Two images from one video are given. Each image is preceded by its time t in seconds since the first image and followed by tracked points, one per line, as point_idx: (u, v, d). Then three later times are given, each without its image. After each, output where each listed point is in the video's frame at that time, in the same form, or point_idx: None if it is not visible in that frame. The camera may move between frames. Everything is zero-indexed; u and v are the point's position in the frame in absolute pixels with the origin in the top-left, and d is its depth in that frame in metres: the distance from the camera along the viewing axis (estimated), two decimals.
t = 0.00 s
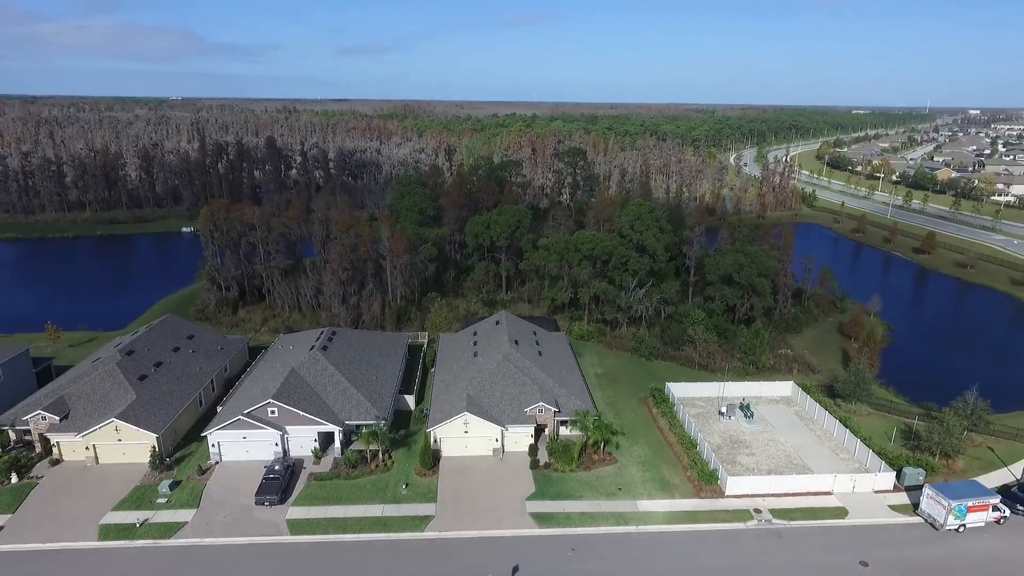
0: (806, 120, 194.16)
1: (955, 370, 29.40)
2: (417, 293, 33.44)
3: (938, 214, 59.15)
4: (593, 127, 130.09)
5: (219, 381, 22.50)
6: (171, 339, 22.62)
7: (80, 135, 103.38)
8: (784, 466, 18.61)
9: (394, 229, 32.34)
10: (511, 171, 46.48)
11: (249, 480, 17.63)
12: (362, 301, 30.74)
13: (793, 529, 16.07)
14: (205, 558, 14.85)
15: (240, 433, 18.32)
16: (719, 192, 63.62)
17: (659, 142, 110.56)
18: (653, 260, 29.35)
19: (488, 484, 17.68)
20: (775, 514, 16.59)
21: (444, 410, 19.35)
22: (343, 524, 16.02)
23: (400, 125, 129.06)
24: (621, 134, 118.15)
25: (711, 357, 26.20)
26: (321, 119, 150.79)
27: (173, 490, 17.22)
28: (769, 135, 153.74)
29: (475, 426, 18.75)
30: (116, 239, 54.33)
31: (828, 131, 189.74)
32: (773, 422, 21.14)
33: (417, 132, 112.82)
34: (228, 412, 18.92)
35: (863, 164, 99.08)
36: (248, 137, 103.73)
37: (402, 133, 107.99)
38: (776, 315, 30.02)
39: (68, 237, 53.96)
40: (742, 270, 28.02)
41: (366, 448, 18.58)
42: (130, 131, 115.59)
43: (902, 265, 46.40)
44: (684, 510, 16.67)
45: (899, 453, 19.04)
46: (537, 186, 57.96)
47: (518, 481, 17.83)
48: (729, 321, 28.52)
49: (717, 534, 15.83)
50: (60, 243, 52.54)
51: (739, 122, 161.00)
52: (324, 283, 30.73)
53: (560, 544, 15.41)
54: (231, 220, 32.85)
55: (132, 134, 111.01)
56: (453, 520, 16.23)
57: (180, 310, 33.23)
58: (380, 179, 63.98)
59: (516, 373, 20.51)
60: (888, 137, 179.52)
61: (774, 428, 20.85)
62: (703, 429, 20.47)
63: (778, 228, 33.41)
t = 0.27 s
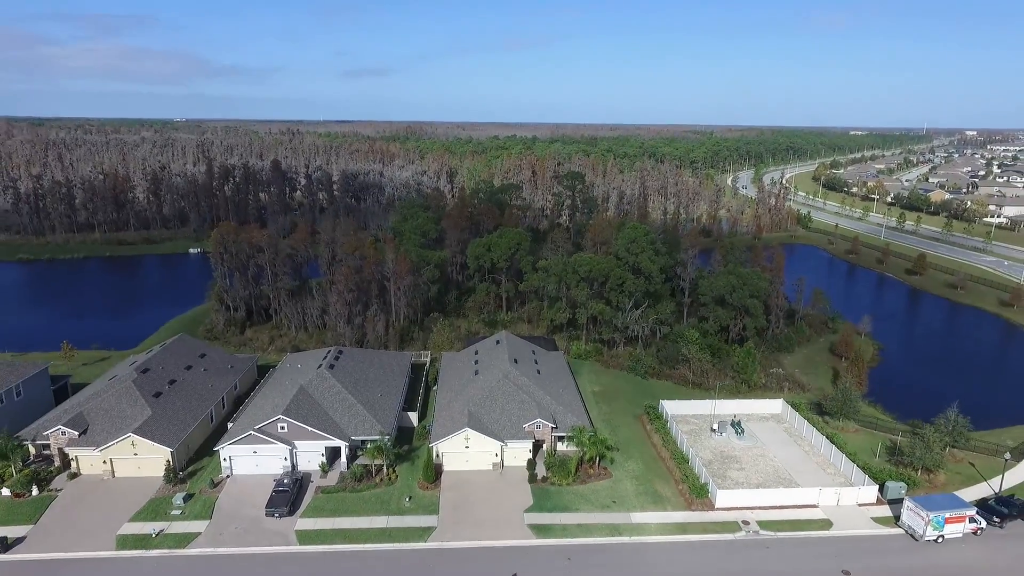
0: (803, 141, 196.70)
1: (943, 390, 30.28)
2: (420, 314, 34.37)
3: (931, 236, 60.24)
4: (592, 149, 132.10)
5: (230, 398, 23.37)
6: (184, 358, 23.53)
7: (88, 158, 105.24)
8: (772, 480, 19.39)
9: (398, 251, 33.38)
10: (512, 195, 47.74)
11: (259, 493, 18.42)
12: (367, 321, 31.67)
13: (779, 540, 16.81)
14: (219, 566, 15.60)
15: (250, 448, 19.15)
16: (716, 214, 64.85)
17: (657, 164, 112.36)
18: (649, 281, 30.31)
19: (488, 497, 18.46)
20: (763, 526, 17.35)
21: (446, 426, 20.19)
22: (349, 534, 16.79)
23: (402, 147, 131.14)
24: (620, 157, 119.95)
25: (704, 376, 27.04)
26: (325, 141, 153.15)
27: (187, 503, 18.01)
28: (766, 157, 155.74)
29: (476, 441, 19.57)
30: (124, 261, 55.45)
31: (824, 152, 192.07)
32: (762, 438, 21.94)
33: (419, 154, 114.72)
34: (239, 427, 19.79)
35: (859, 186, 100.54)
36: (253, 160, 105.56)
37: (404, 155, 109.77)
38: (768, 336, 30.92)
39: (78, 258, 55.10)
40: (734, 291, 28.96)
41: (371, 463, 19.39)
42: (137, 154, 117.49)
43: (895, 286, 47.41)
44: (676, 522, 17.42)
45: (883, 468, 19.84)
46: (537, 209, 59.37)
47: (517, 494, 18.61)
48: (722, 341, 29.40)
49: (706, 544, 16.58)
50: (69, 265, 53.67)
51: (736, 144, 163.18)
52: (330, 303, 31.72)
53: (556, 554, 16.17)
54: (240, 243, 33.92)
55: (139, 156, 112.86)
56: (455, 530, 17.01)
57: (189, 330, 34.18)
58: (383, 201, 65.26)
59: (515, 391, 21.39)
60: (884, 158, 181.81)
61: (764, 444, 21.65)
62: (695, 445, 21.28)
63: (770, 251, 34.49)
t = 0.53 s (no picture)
0: (800, 163, 199.00)
1: (931, 409, 31.08)
2: (422, 334, 35.26)
3: (924, 257, 61.31)
4: (591, 171, 133.82)
5: (238, 416, 24.19)
6: (194, 377, 24.40)
7: (94, 180, 106.93)
8: (761, 495, 20.14)
9: (401, 273, 34.38)
10: (511, 218, 48.91)
11: (268, 507, 19.19)
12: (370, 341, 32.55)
13: (767, 552, 17.54)
14: None
15: (260, 464, 19.95)
16: (712, 236, 66.00)
17: (655, 186, 114.00)
18: (644, 303, 31.25)
19: (488, 511, 19.21)
20: (751, 538, 18.08)
21: (448, 442, 21.00)
22: (354, 546, 17.53)
23: (403, 168, 133.02)
24: (619, 178, 121.66)
25: (698, 395, 27.85)
26: (327, 163, 155.13)
27: (199, 516, 18.77)
28: (763, 178, 157.66)
29: (476, 457, 20.38)
30: (131, 282, 56.49)
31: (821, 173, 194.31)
32: (753, 455, 22.71)
33: (421, 176, 116.45)
34: (249, 444, 20.61)
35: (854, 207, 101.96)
36: (257, 182, 107.28)
37: (406, 177, 111.43)
38: (760, 356, 31.75)
39: (85, 279, 56.14)
40: (727, 313, 29.89)
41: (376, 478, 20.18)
42: (142, 175, 119.17)
43: (887, 307, 48.35)
44: (667, 535, 18.16)
45: (868, 483, 20.62)
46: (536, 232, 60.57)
47: (516, 509, 19.37)
48: (716, 360, 30.26)
49: (697, 555, 17.30)
50: (78, 286, 54.70)
51: (733, 165, 165.34)
52: (334, 324, 32.64)
53: (553, 564, 16.89)
54: (248, 265, 34.93)
55: (145, 178, 114.59)
56: (455, 542, 17.76)
57: (196, 350, 35.06)
58: (385, 223, 66.46)
59: (514, 408, 22.24)
60: (880, 179, 183.93)
61: (754, 460, 22.42)
62: (688, 461, 22.06)
63: (762, 273, 35.51)
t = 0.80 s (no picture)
0: (797, 184, 201.21)
1: (920, 428, 31.82)
2: (423, 354, 36.10)
3: (917, 278, 62.32)
4: (590, 193, 135.50)
5: (246, 434, 25.03)
6: (204, 396, 25.26)
7: (101, 202, 108.46)
8: (751, 511, 20.90)
9: (403, 295, 35.31)
10: (511, 241, 50.06)
11: (275, 522, 19.93)
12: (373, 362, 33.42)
13: (756, 565, 18.25)
14: None
15: (268, 480, 20.74)
16: (709, 258, 67.08)
17: (653, 208, 115.59)
18: (640, 324, 32.15)
19: (487, 526, 19.95)
20: (740, 552, 18.81)
21: (449, 459, 21.80)
22: (359, 559, 18.28)
23: (405, 190, 134.77)
24: (618, 200, 123.20)
25: (692, 414, 28.65)
26: (330, 184, 157.07)
27: (209, 530, 19.54)
28: (760, 199, 159.45)
29: (475, 474, 21.15)
30: (137, 302, 57.48)
31: (818, 193, 196.39)
32: (743, 472, 23.47)
33: (422, 197, 118.08)
34: (257, 460, 21.42)
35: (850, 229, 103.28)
36: (260, 203, 108.71)
37: (408, 199, 112.99)
38: (753, 376, 32.57)
39: (92, 300, 57.11)
40: (720, 334, 30.76)
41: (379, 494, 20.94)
42: (148, 197, 120.89)
43: (880, 327, 49.24)
44: (660, 549, 18.90)
45: (854, 499, 21.38)
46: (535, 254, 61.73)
47: (514, 523, 20.11)
48: (709, 380, 31.07)
49: (688, 568, 18.03)
50: (86, 306, 55.70)
51: (731, 186, 167.30)
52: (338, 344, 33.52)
53: None
54: (254, 286, 35.90)
55: (150, 199, 116.11)
56: (456, 555, 18.50)
57: (203, 369, 35.91)
58: (387, 244, 67.58)
59: (512, 427, 23.08)
60: (876, 201, 185.87)
61: (745, 477, 23.18)
62: (680, 478, 22.83)
63: (754, 295, 36.47)
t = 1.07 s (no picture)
0: (793, 204, 203.29)
1: (909, 446, 32.56)
2: (424, 374, 36.90)
3: (910, 299, 63.31)
4: (589, 213, 137.08)
5: (253, 453, 25.80)
6: (213, 416, 26.08)
7: (105, 223, 109.94)
8: (741, 527, 21.64)
9: (405, 317, 36.21)
10: (510, 263, 51.15)
11: (282, 537, 20.67)
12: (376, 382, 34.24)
13: None
14: None
15: (275, 496, 21.51)
16: (705, 278, 68.15)
17: (651, 229, 117.07)
18: (636, 345, 33.02)
19: (487, 541, 20.68)
20: (730, 566, 19.55)
21: (450, 476, 22.60)
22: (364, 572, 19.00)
23: (405, 211, 136.40)
24: (616, 221, 124.73)
25: (686, 433, 29.42)
26: (331, 205, 158.65)
27: (219, 545, 20.28)
28: (757, 220, 161.18)
29: (475, 490, 21.93)
30: (143, 323, 58.41)
31: (814, 214, 198.33)
32: (735, 490, 24.23)
33: (422, 218, 119.56)
34: (265, 477, 22.21)
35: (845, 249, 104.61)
36: (263, 225, 110.19)
37: (408, 220, 114.50)
38: (746, 396, 33.36)
39: (99, 321, 58.08)
40: (713, 355, 31.60)
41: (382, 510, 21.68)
42: (152, 218, 122.41)
43: (873, 348, 50.08)
44: (653, 562, 19.65)
45: (842, 515, 22.13)
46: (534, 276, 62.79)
47: (512, 539, 20.85)
48: (704, 400, 31.86)
49: None
50: (92, 327, 56.56)
51: (728, 207, 169.20)
52: (341, 364, 34.35)
53: None
54: (260, 308, 36.81)
55: (154, 220, 117.56)
56: (457, 569, 19.22)
57: (209, 390, 36.71)
58: (388, 265, 68.67)
59: (511, 445, 23.88)
60: (872, 221, 187.64)
61: (737, 494, 23.93)
62: (674, 495, 23.60)
63: (747, 316, 37.41)
